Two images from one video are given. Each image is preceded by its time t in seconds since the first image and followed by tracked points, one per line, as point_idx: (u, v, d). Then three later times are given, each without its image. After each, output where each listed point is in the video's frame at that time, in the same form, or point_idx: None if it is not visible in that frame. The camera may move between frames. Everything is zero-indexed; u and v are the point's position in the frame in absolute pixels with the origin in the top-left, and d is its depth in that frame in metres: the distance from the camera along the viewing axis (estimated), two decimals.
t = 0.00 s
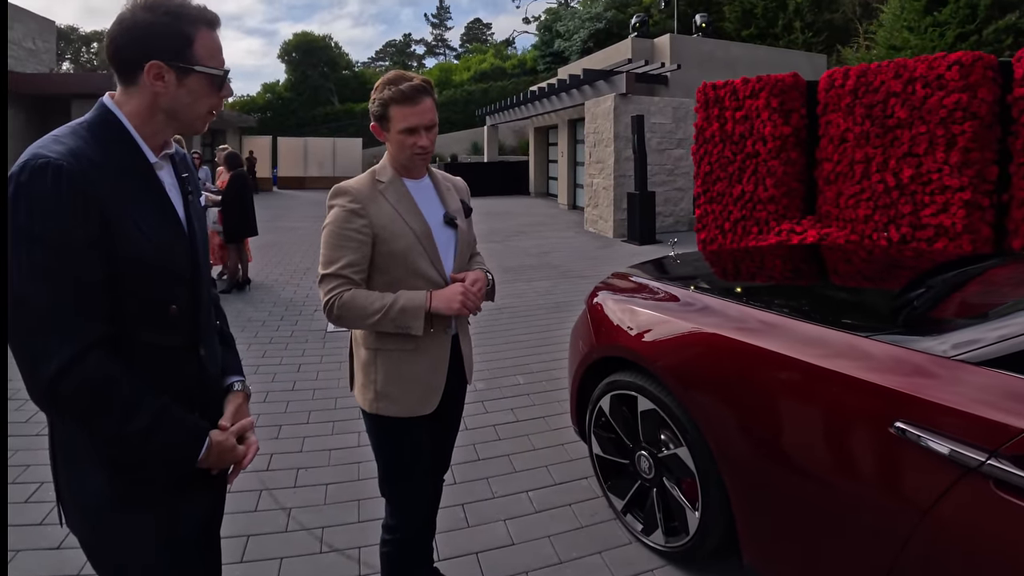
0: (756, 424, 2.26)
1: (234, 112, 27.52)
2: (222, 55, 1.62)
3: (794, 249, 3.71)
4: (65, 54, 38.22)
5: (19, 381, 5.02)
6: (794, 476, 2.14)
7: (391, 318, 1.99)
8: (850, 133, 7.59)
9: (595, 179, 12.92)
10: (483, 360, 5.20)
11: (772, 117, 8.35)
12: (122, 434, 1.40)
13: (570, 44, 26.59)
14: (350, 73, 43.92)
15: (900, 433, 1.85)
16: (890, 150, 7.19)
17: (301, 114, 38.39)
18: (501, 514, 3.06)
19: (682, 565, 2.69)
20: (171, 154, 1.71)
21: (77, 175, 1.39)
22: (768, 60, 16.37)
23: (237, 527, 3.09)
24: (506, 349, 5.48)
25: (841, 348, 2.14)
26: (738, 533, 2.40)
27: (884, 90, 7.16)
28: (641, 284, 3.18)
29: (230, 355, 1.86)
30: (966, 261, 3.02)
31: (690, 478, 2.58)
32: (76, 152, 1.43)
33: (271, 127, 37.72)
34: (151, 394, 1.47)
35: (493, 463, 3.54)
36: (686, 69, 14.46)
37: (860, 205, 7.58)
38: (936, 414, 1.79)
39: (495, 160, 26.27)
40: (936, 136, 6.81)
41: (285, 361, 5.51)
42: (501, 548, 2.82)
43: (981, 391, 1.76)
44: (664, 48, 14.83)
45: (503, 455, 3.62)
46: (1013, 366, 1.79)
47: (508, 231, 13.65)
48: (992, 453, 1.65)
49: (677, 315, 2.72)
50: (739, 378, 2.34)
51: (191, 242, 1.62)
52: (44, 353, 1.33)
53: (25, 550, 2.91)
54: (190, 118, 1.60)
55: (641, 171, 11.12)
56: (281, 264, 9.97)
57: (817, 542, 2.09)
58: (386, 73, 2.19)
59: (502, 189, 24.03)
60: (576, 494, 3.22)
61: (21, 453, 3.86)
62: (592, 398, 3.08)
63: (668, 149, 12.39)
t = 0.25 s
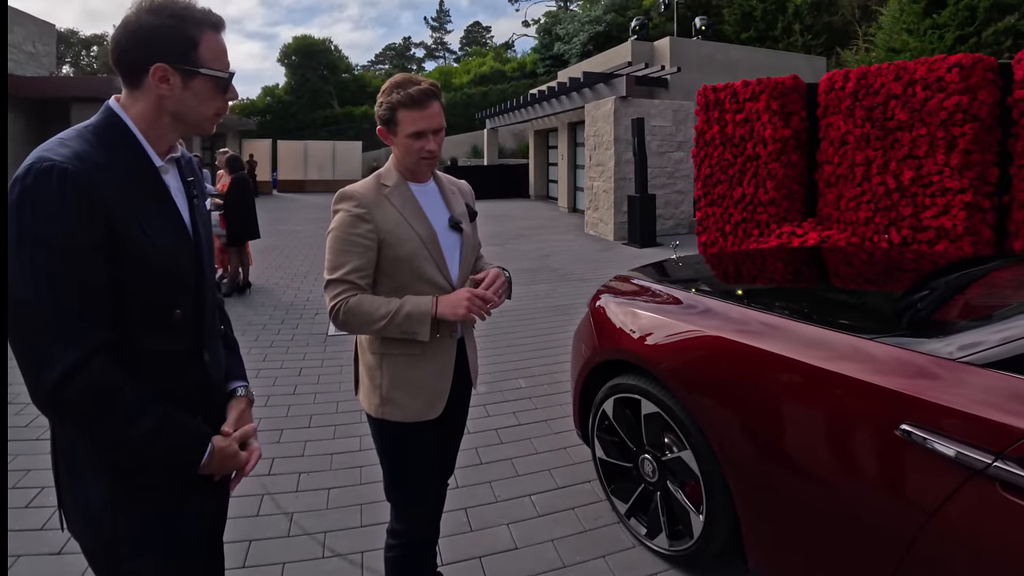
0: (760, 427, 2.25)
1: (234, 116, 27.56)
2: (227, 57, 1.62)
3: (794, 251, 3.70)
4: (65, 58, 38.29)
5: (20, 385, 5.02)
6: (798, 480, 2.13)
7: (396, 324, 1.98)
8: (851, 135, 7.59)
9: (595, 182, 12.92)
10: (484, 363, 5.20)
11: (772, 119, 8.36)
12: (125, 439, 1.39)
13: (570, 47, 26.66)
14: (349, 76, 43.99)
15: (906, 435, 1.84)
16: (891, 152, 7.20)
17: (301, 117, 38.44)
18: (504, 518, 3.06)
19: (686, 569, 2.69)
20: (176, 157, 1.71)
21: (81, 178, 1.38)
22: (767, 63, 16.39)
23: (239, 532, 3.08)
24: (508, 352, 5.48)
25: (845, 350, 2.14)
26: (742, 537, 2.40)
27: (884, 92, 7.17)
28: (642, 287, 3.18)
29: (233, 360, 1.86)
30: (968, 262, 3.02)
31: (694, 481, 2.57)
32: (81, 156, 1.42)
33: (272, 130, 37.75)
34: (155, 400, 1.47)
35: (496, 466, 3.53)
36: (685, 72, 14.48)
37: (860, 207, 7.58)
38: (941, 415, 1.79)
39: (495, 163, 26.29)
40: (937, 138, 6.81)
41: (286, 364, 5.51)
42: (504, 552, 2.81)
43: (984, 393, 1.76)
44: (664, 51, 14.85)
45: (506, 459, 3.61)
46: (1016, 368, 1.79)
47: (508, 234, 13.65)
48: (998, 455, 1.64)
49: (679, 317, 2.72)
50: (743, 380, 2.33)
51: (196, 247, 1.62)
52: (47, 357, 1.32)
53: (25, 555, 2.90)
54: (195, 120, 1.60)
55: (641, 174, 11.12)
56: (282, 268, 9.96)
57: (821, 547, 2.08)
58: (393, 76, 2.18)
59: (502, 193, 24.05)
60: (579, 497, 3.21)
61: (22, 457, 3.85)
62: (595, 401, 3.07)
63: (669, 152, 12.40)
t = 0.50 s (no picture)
0: (761, 430, 2.25)
1: (233, 119, 27.58)
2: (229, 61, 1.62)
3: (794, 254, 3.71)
4: (64, 61, 38.33)
5: (19, 389, 5.01)
6: (800, 483, 2.13)
7: (399, 329, 1.96)
8: (850, 137, 7.61)
9: (594, 185, 12.93)
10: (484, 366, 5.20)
11: (771, 121, 8.37)
12: (127, 443, 1.39)
13: (569, 50, 26.73)
14: (348, 79, 44.04)
15: (907, 438, 1.84)
16: (890, 154, 7.21)
17: (300, 120, 38.48)
18: (505, 522, 3.06)
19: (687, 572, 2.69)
20: (178, 162, 1.71)
21: (83, 183, 1.38)
22: (766, 65, 16.43)
23: (240, 536, 3.08)
24: (508, 355, 5.48)
25: (845, 352, 2.14)
26: (744, 540, 2.39)
27: (883, 94, 7.18)
28: (642, 290, 3.19)
29: (235, 364, 1.86)
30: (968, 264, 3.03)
31: (695, 484, 2.57)
32: (83, 160, 1.42)
33: (271, 133, 37.77)
34: (157, 405, 1.47)
35: (496, 470, 3.53)
36: (684, 74, 14.51)
37: (859, 209, 7.59)
38: (942, 418, 1.79)
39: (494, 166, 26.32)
40: (936, 140, 6.82)
41: (286, 368, 5.50)
42: (505, 556, 2.81)
43: (985, 395, 1.76)
44: (663, 54, 14.88)
45: (506, 462, 3.61)
46: (1016, 370, 1.79)
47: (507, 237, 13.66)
48: (999, 457, 1.64)
49: (680, 320, 2.72)
50: (743, 383, 2.33)
51: (199, 251, 1.62)
52: (49, 361, 1.32)
53: (25, 560, 2.89)
54: (196, 124, 1.60)
55: (640, 176, 11.13)
56: (281, 271, 9.96)
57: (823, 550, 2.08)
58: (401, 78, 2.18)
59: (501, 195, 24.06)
60: (580, 501, 3.21)
61: (22, 461, 3.85)
62: (596, 404, 3.08)
63: (668, 154, 12.41)
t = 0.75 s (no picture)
0: (758, 432, 2.26)
1: (229, 121, 27.56)
2: (215, 64, 1.61)
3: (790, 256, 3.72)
4: (59, 63, 38.30)
5: (15, 394, 5.00)
6: (797, 486, 2.14)
7: (399, 345, 1.96)
8: (846, 139, 7.63)
9: (591, 187, 12.94)
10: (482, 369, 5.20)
11: (767, 124, 8.40)
12: (126, 448, 1.39)
13: (566, 52, 26.80)
14: (345, 82, 44.07)
15: (904, 440, 1.85)
16: (885, 156, 7.24)
17: (296, 123, 38.48)
18: (503, 525, 3.05)
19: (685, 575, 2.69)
20: (177, 167, 1.72)
21: (82, 188, 1.39)
22: (762, 67, 16.47)
23: (237, 540, 3.07)
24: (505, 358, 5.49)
25: (842, 355, 2.15)
26: (742, 543, 2.40)
27: (878, 96, 7.21)
28: (639, 293, 3.20)
29: (235, 369, 1.87)
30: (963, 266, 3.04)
31: (692, 487, 2.58)
32: (82, 165, 1.43)
33: (267, 136, 37.76)
34: (156, 409, 1.47)
35: (494, 473, 3.53)
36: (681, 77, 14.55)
37: (855, 211, 7.61)
38: (938, 419, 1.79)
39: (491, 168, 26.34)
40: (931, 142, 6.84)
41: (283, 371, 5.50)
42: (503, 559, 2.80)
43: (981, 396, 1.77)
44: (660, 56, 14.91)
45: (504, 465, 3.61)
46: (1012, 372, 1.80)
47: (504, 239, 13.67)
48: (995, 459, 1.65)
49: (677, 323, 2.73)
50: (741, 385, 2.34)
51: (198, 256, 1.63)
52: (49, 366, 1.32)
53: (21, 566, 2.88)
54: (180, 127, 1.59)
55: (637, 178, 11.15)
56: (278, 274, 9.95)
57: (820, 553, 2.08)
58: (415, 82, 2.15)
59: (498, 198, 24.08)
60: (578, 504, 3.21)
61: (18, 467, 3.84)
62: (594, 407, 3.08)
63: (664, 157, 12.43)
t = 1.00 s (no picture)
0: (751, 432, 2.28)
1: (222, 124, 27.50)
2: (210, 68, 1.62)
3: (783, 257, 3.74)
4: (50, 65, 38.16)
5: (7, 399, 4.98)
6: (790, 485, 2.15)
7: (412, 361, 1.94)
8: (838, 141, 7.68)
9: (585, 189, 12.97)
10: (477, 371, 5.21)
11: (760, 126, 8.44)
12: (116, 448, 1.39)
13: (559, 54, 26.89)
14: (338, 84, 44.03)
15: (894, 438, 1.87)
16: (877, 158, 7.29)
17: (289, 125, 38.42)
18: (498, 527, 3.06)
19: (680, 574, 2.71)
20: (176, 170, 1.73)
21: (77, 190, 1.39)
22: (754, 69, 16.55)
23: (232, 544, 3.07)
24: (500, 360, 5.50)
25: (834, 355, 2.17)
26: (735, 543, 2.42)
27: (869, 98, 7.27)
28: (632, 294, 3.22)
29: (232, 374, 1.87)
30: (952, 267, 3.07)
31: (686, 487, 2.59)
32: (77, 167, 1.43)
33: (260, 138, 37.69)
34: (148, 412, 1.47)
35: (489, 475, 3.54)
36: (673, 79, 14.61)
37: (847, 212, 7.65)
38: (929, 418, 1.81)
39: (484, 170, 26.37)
40: (922, 143, 6.89)
41: (277, 374, 5.50)
42: (498, 561, 2.81)
43: (971, 395, 1.79)
44: (652, 58, 14.96)
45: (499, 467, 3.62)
46: (1002, 370, 1.82)
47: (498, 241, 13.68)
48: (984, 456, 1.67)
49: (670, 324, 2.75)
50: (734, 386, 2.36)
51: (194, 261, 1.63)
52: (38, 367, 1.33)
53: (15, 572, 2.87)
54: (174, 131, 1.59)
55: (630, 180, 11.18)
56: (271, 277, 9.93)
57: (813, 552, 2.10)
58: (428, 85, 2.07)
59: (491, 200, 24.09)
60: (573, 505, 3.23)
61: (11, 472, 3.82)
62: (588, 408, 3.09)
63: (657, 159, 12.47)
